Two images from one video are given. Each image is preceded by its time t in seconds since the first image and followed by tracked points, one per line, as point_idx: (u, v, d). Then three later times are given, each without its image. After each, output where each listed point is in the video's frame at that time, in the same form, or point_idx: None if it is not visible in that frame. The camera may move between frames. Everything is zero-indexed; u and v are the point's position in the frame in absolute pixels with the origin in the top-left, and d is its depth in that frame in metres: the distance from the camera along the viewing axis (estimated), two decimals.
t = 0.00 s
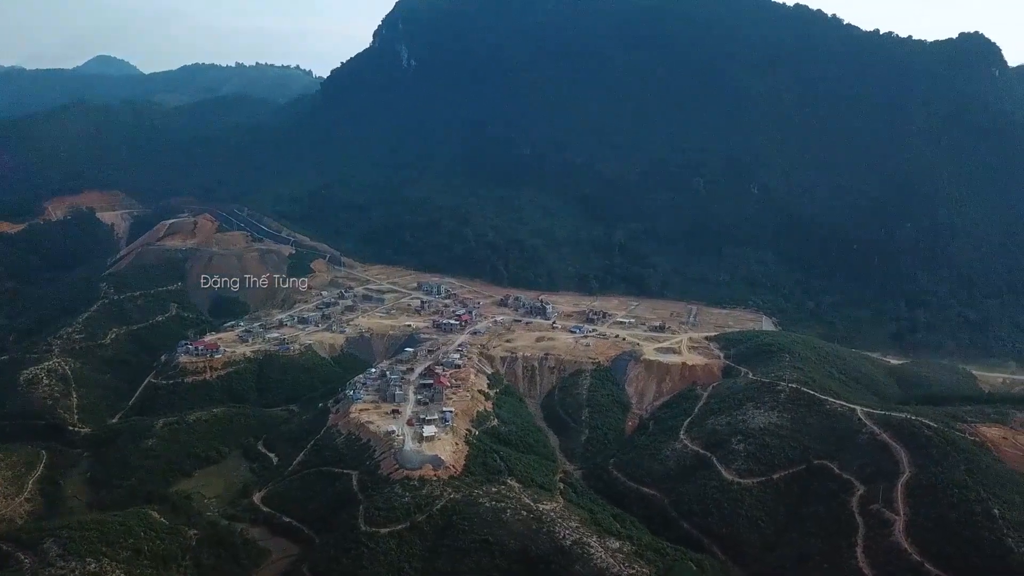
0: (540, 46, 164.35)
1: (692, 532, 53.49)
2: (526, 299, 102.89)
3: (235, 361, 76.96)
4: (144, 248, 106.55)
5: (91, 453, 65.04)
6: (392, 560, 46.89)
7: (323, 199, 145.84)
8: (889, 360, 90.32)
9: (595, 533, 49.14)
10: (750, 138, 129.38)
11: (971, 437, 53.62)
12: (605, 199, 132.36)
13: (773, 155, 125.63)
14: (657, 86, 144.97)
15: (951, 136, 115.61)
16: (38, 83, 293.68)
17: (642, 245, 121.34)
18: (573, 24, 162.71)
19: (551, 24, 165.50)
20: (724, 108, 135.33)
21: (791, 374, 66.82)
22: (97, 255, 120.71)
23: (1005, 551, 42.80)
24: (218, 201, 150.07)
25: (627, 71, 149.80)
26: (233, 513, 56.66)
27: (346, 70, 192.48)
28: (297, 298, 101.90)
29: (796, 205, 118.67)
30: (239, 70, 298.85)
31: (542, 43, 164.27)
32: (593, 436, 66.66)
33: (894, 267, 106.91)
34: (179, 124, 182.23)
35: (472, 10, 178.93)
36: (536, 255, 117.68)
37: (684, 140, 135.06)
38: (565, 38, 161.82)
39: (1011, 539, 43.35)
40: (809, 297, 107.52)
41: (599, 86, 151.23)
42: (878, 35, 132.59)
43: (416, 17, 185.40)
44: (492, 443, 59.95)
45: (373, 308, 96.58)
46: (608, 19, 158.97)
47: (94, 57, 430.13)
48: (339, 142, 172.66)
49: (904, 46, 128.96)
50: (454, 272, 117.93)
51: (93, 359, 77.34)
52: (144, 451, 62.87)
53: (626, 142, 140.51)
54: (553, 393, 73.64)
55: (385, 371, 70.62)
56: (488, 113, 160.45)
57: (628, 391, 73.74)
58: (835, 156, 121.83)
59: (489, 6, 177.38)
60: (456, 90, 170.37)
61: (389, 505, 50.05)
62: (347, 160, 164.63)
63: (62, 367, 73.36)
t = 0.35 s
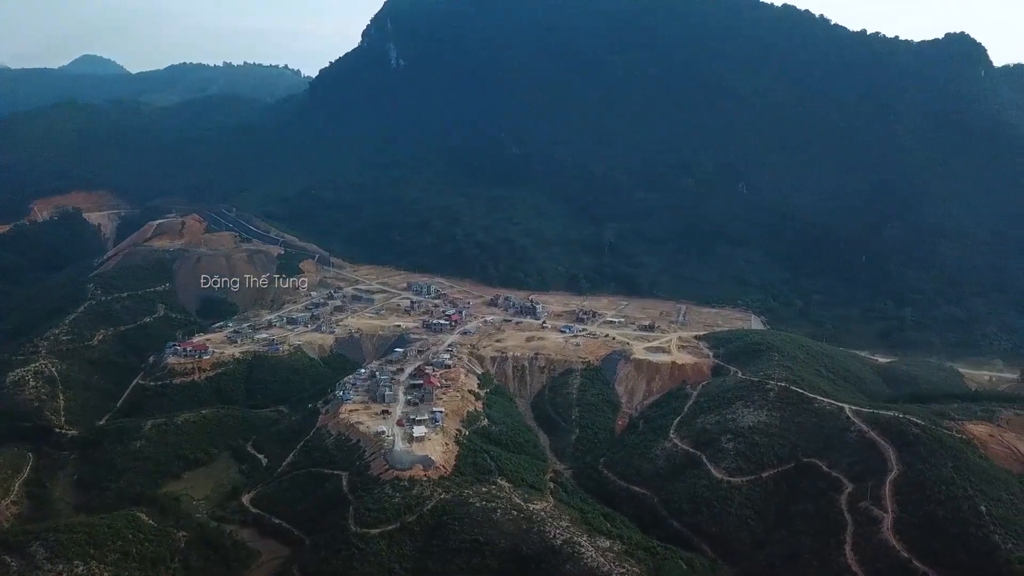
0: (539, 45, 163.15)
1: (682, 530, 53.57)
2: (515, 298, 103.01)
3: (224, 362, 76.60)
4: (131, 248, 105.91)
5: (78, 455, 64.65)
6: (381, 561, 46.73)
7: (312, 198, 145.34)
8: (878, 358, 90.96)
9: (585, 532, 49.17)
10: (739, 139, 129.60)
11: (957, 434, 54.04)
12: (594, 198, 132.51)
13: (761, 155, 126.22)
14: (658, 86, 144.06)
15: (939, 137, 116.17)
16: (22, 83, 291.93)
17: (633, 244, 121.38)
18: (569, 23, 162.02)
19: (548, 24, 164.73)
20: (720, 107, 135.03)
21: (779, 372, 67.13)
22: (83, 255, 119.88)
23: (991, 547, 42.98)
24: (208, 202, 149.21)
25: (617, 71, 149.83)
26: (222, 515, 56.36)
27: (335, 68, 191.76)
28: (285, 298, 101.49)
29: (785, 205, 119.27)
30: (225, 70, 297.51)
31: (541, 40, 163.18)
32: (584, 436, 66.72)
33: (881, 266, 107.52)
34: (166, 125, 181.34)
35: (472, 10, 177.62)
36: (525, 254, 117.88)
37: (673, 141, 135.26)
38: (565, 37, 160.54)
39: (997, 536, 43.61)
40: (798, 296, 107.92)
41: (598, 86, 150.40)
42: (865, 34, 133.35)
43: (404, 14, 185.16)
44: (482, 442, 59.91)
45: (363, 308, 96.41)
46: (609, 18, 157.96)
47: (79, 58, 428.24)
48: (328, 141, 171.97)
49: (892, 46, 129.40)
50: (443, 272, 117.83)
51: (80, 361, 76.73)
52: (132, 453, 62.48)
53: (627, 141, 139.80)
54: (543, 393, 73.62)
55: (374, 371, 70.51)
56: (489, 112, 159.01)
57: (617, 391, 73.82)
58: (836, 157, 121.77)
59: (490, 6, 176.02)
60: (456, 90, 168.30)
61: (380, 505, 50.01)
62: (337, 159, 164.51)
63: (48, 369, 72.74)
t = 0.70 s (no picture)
0: (539, 44, 161.90)
1: (672, 529, 53.69)
2: (505, 298, 103.06)
3: (212, 363, 76.22)
4: (118, 249, 105.24)
5: (65, 457, 64.26)
6: (371, 562, 46.63)
7: (301, 198, 144.85)
8: (866, 356, 91.58)
9: (575, 531, 49.22)
10: (728, 139, 129.87)
11: (944, 432, 54.46)
12: (584, 198, 132.67)
13: (749, 154, 126.70)
14: (658, 86, 143.03)
15: (926, 138, 116.84)
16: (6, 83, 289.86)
17: (622, 244, 121.58)
18: (559, 24, 161.97)
19: (537, 24, 164.72)
20: (708, 106, 135.48)
21: (768, 371, 67.44)
22: (69, 256, 119.02)
23: (977, 544, 43.29)
24: (196, 203, 148.47)
25: (606, 71, 149.92)
26: (211, 517, 56.14)
27: (323, 66, 190.99)
28: (274, 298, 101.06)
29: (772, 204, 119.91)
30: (212, 70, 296.31)
31: (541, 40, 161.89)
32: (573, 436, 66.82)
33: (869, 265, 108.23)
34: (154, 125, 180.32)
35: (463, 9, 177.12)
36: (515, 254, 117.98)
37: (662, 141, 135.48)
38: (558, 37, 160.10)
39: (983, 533, 43.94)
40: (787, 295, 108.47)
41: (592, 85, 149.70)
42: (851, 35, 134.31)
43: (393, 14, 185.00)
44: (472, 442, 59.87)
45: (352, 308, 96.19)
46: (602, 18, 157.62)
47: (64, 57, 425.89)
48: (317, 141, 171.33)
49: (877, 47, 130.24)
50: (433, 272, 117.79)
51: (67, 363, 76.18)
52: (120, 455, 62.16)
53: (627, 141, 138.87)
54: (533, 393, 73.64)
55: (364, 372, 70.34)
56: (483, 112, 158.26)
57: (607, 390, 73.94)
58: (836, 157, 121.33)
59: (490, 6, 174.10)
60: (453, 89, 166.60)
61: (370, 506, 49.93)
62: (326, 158, 164.03)
63: (35, 371, 72.25)
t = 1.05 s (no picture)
0: (527, 43, 161.61)
1: (661, 528, 53.83)
2: (493, 298, 102.99)
3: (199, 364, 75.72)
4: (104, 250, 104.56)
5: (50, 459, 63.81)
6: (360, 562, 46.50)
7: (288, 198, 144.18)
8: (852, 354, 92.21)
9: (564, 531, 49.26)
10: (715, 139, 130.25)
11: (930, 428, 54.87)
12: (572, 197, 132.79)
13: (736, 154, 127.24)
14: (659, 85, 141.82)
15: (910, 138, 117.60)
16: None
17: (610, 243, 121.73)
18: (547, 23, 161.83)
19: (525, 23, 164.44)
20: (695, 106, 135.83)
21: (756, 369, 67.76)
22: (53, 257, 118.07)
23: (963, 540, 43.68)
24: (182, 203, 147.57)
25: (594, 71, 150.01)
26: (199, 519, 55.90)
27: (310, 65, 190.02)
28: (261, 299, 100.63)
29: (760, 204, 120.53)
30: (198, 69, 294.73)
31: (529, 39, 161.65)
32: (562, 435, 66.89)
33: (855, 264, 109.11)
34: (139, 124, 179.00)
35: (450, 8, 176.49)
36: (504, 254, 117.93)
37: (649, 141, 135.77)
38: (546, 37, 159.98)
39: (968, 529, 44.34)
40: (774, 294, 109.06)
41: (581, 84, 149.71)
42: (837, 35, 134.98)
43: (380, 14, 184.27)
44: (460, 442, 59.78)
45: (340, 309, 95.85)
46: (590, 17, 157.53)
47: (49, 56, 423.01)
48: (304, 139, 170.50)
49: (862, 47, 130.83)
50: (422, 272, 117.61)
51: (52, 364, 75.65)
52: (106, 457, 61.76)
53: (628, 140, 137.87)
54: (522, 392, 73.61)
55: (352, 372, 70.10)
56: (471, 111, 157.91)
57: (596, 389, 74.00)
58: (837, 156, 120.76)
59: (478, 5, 173.50)
60: (442, 87, 166.16)
61: (359, 507, 49.79)
62: (313, 157, 163.34)
63: (19, 372, 71.77)
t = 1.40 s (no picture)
0: (516, 42, 161.22)
1: (651, 526, 53.96)
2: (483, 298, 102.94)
3: (187, 365, 75.30)
4: (91, 250, 103.92)
5: (37, 462, 63.38)
6: (351, 563, 46.40)
7: (277, 196, 143.60)
8: (841, 352, 92.82)
9: (554, 530, 49.30)
10: (703, 139, 130.55)
11: (918, 426, 55.22)
12: (562, 197, 132.93)
13: (724, 153, 127.64)
14: (660, 86, 140.86)
15: (896, 138, 118.36)
16: None
17: (600, 243, 121.88)
18: (535, 22, 161.66)
19: (514, 21, 164.05)
20: (684, 106, 136.10)
21: (745, 368, 68.04)
22: (39, 258, 117.20)
23: (950, 536, 43.94)
24: (170, 203, 146.75)
25: (585, 71, 149.67)
26: (188, 520, 55.68)
27: (299, 64, 189.04)
28: (250, 299, 100.21)
29: (748, 204, 121.03)
30: (186, 68, 293.46)
31: (518, 38, 161.35)
32: (553, 435, 66.99)
33: (843, 263, 110.01)
34: (127, 124, 177.92)
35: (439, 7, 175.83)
36: (494, 254, 117.94)
37: (638, 141, 136.02)
38: (534, 36, 159.78)
39: (955, 526, 44.58)
40: (762, 293, 109.60)
41: (570, 84, 149.76)
42: (824, 35, 135.62)
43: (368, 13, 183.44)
44: (451, 442, 59.73)
45: (329, 309, 95.57)
46: (579, 17, 157.52)
47: (35, 55, 420.50)
48: (292, 138, 169.66)
49: (849, 48, 131.55)
50: (411, 272, 117.50)
51: (38, 365, 75.22)
52: (94, 459, 61.41)
53: (629, 140, 136.93)
54: (512, 392, 73.62)
55: (342, 372, 69.92)
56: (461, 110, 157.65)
57: (586, 388, 74.09)
58: (839, 156, 120.07)
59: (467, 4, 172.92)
60: (431, 86, 165.75)
61: (349, 507, 49.65)
62: (302, 157, 162.71)
63: (5, 374, 71.40)
